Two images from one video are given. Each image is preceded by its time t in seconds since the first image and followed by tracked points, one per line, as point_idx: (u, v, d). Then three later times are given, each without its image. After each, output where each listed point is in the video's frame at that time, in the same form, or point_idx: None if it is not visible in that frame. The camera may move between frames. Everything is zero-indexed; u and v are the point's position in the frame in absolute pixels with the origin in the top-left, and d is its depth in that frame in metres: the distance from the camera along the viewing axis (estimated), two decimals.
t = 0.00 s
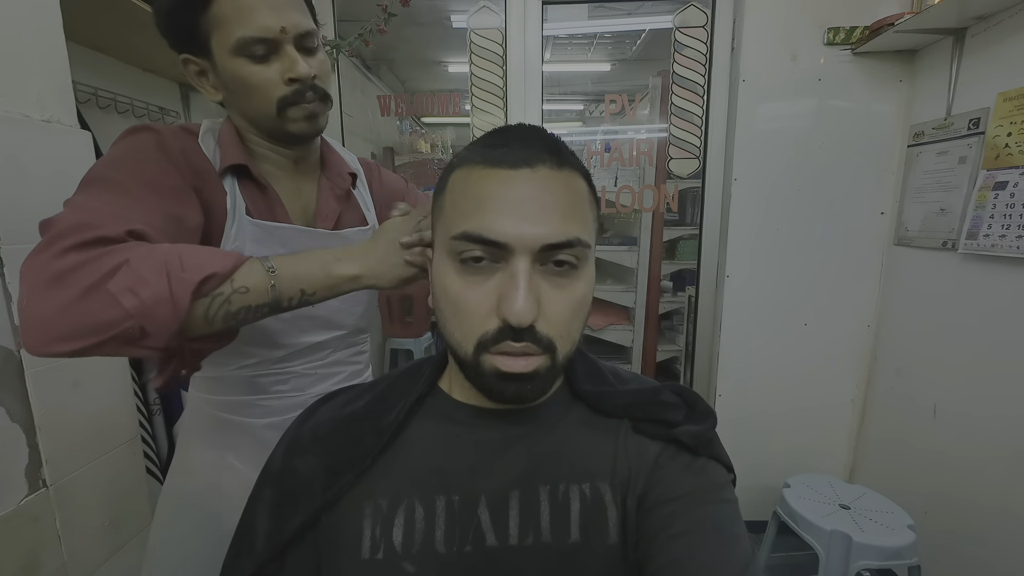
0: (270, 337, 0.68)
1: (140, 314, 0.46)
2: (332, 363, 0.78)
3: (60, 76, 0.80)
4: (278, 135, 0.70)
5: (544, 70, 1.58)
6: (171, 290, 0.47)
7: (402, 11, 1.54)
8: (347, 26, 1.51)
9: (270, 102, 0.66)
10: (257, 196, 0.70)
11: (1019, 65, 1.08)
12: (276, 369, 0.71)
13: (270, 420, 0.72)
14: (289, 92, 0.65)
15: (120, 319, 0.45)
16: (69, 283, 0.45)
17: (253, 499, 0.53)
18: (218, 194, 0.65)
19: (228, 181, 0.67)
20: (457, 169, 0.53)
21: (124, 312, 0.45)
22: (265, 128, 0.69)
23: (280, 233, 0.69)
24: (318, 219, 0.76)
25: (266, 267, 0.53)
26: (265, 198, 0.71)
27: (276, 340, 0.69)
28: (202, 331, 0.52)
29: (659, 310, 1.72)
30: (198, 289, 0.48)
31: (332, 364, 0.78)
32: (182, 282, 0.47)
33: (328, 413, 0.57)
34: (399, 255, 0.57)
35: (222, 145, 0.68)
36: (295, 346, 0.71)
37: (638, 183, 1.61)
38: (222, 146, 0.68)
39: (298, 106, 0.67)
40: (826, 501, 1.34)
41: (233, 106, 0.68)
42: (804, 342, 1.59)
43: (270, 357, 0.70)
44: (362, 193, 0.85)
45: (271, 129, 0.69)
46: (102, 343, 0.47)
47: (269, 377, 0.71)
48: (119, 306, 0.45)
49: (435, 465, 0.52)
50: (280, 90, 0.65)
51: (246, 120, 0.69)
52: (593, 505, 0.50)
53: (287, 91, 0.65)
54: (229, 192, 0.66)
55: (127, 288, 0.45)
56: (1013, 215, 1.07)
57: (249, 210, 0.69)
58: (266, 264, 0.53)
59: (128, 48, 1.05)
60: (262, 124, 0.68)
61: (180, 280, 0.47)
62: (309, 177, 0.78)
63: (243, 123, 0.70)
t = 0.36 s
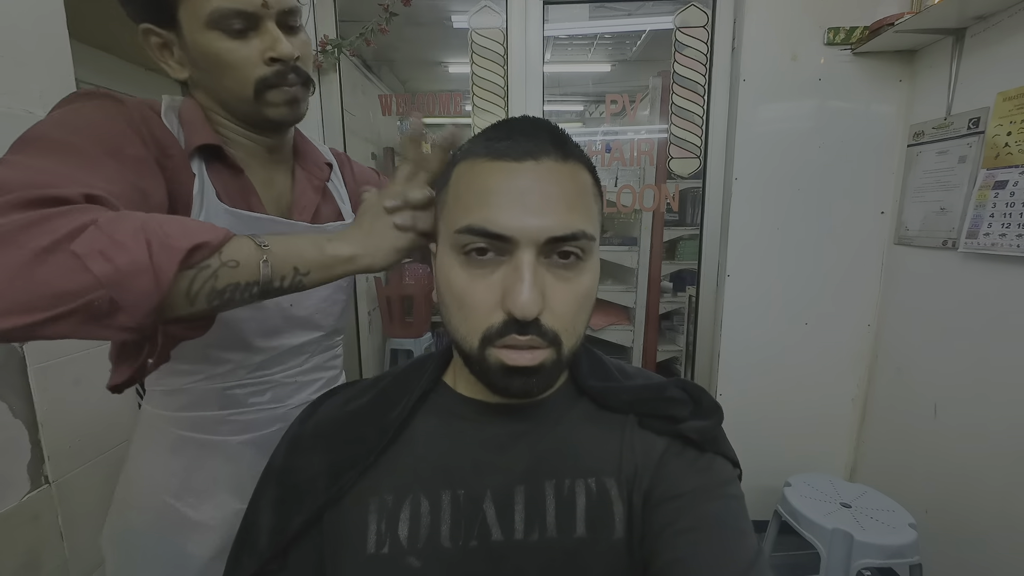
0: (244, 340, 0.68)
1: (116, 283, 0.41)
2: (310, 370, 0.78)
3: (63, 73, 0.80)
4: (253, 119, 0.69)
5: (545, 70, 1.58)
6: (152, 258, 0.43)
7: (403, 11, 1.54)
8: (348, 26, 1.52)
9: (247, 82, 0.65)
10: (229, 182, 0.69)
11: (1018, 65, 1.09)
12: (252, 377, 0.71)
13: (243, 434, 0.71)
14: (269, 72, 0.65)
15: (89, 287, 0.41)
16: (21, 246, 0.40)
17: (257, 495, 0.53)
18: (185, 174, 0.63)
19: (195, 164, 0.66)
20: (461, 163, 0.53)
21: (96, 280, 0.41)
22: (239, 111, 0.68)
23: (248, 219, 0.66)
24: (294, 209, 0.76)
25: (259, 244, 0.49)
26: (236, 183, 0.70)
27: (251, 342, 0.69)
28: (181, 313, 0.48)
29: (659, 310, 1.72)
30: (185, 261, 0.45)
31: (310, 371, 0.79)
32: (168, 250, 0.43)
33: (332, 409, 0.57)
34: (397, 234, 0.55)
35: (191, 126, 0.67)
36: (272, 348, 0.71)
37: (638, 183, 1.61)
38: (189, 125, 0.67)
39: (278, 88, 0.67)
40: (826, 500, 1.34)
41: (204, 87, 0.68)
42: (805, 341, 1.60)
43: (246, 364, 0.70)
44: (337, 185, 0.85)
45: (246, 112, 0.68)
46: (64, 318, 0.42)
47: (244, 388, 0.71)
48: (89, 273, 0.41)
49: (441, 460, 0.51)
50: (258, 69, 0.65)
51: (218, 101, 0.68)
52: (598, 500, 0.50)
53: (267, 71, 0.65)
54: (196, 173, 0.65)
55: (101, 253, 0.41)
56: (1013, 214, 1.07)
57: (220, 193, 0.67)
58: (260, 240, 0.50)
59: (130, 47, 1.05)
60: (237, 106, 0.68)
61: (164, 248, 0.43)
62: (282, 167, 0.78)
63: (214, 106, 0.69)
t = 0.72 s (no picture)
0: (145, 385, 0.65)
1: (49, 326, 0.35)
2: (213, 411, 0.78)
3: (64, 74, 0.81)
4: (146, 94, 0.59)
5: (544, 73, 1.58)
6: (95, 291, 0.36)
7: (403, 14, 1.54)
8: (348, 28, 1.52)
9: (145, 43, 0.55)
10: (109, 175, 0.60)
11: (1017, 68, 1.09)
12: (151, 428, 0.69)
13: (143, 499, 0.69)
14: (179, 37, 0.57)
15: (12, 336, 0.34)
16: None
17: (257, 497, 0.53)
18: (51, 163, 0.53)
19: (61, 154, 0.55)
20: (460, 167, 0.53)
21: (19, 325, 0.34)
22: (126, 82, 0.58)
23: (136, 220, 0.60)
24: (195, 210, 0.69)
25: (227, 262, 0.45)
26: (119, 175, 0.61)
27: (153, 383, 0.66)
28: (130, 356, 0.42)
29: (658, 312, 1.72)
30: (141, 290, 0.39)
31: (214, 411, 0.79)
32: (118, 281, 0.37)
33: (332, 412, 0.57)
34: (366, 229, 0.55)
35: (54, 100, 0.55)
36: (172, 389, 0.69)
37: (638, 185, 1.61)
38: (46, 96, 0.55)
39: (191, 58, 0.58)
40: (827, 503, 1.34)
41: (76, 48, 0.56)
42: (805, 344, 1.60)
43: (139, 417, 0.66)
44: (240, 184, 0.79)
45: (135, 84, 0.58)
46: None
47: (139, 446, 0.68)
48: (9, 316, 0.34)
49: (441, 463, 0.51)
50: (164, 31, 0.56)
51: (92, 67, 0.57)
52: (598, 504, 0.50)
53: (173, 33, 0.56)
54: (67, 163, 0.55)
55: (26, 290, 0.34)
56: (1012, 217, 1.07)
57: (97, 190, 0.58)
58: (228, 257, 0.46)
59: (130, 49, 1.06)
60: (123, 72, 0.57)
61: (111, 278, 0.37)
62: (173, 158, 0.69)
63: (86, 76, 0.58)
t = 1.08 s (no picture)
0: (111, 394, 0.62)
1: (31, 319, 0.32)
2: (187, 423, 0.76)
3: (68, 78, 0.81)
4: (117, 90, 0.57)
5: (546, 76, 1.58)
6: (73, 279, 0.33)
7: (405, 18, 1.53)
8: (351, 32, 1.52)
9: (116, 34, 0.51)
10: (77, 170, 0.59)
11: (1015, 72, 1.10)
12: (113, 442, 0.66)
13: (109, 514, 0.67)
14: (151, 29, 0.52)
15: None
16: None
17: (259, 500, 0.53)
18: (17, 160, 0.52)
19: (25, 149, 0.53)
20: (459, 173, 0.53)
21: None
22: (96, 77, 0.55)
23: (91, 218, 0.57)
24: (169, 210, 0.69)
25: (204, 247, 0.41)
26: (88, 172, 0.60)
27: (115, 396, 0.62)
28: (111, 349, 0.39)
29: (659, 314, 1.73)
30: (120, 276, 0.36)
31: (189, 422, 0.77)
32: (95, 268, 0.34)
33: (334, 416, 0.57)
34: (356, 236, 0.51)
35: (14, 87, 0.52)
36: (142, 400, 0.66)
37: (639, 188, 1.61)
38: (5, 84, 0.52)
39: (166, 51, 0.55)
40: (829, 506, 1.33)
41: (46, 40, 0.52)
42: (806, 347, 1.60)
43: (102, 428, 0.63)
44: (215, 184, 0.79)
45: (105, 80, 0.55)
46: None
47: (105, 459, 0.65)
48: None
49: (443, 466, 0.52)
50: (134, 21, 0.52)
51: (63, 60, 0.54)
52: (599, 506, 0.50)
53: (146, 23, 0.52)
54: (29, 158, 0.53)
55: None
56: (1012, 220, 1.08)
57: (64, 187, 0.57)
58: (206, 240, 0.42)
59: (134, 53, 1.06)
60: (89, 63, 0.53)
61: (88, 264, 0.34)
62: (144, 155, 0.67)
63: (50, 67, 0.55)
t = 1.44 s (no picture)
0: (95, 391, 0.63)
1: (57, 136, 0.27)
2: (167, 428, 0.76)
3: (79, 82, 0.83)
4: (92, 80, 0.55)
5: (550, 81, 1.59)
6: (97, 106, 0.29)
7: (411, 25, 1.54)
8: (357, 39, 1.53)
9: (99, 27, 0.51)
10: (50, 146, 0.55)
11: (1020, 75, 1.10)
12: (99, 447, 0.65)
13: (99, 531, 0.65)
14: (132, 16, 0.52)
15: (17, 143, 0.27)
16: None
17: (265, 500, 0.53)
18: None
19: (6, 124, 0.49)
20: (464, 176, 0.52)
21: (20, 129, 0.27)
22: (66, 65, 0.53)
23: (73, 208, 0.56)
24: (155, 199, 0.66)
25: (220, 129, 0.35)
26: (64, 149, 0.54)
27: (100, 395, 0.63)
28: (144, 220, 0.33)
29: (663, 318, 1.73)
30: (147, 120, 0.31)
31: (170, 428, 0.76)
32: (117, 98, 0.30)
33: (339, 417, 0.57)
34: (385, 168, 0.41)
35: None
36: (127, 398, 0.67)
37: (644, 192, 1.62)
38: None
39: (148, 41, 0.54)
40: (835, 512, 1.32)
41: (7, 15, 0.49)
42: (811, 351, 1.59)
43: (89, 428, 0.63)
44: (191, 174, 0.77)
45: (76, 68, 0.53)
46: None
47: (89, 470, 0.64)
48: (8, 121, 0.27)
49: (448, 466, 0.52)
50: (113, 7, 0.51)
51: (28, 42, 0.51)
52: (603, 507, 0.50)
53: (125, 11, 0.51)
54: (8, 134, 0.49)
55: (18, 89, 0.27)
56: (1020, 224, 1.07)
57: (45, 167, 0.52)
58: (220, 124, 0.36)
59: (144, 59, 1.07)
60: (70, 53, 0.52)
61: (113, 96, 0.30)
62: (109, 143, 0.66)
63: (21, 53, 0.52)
